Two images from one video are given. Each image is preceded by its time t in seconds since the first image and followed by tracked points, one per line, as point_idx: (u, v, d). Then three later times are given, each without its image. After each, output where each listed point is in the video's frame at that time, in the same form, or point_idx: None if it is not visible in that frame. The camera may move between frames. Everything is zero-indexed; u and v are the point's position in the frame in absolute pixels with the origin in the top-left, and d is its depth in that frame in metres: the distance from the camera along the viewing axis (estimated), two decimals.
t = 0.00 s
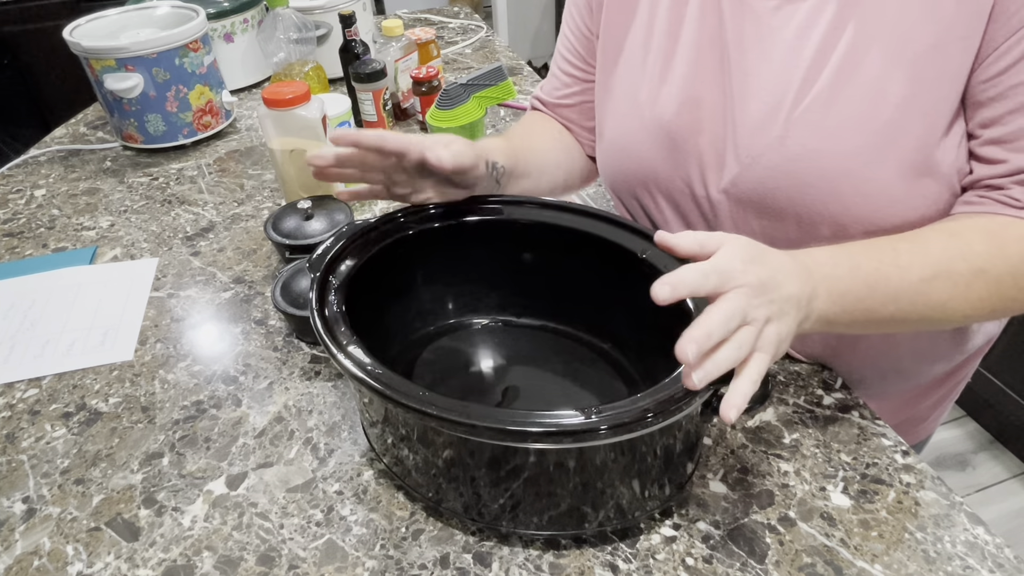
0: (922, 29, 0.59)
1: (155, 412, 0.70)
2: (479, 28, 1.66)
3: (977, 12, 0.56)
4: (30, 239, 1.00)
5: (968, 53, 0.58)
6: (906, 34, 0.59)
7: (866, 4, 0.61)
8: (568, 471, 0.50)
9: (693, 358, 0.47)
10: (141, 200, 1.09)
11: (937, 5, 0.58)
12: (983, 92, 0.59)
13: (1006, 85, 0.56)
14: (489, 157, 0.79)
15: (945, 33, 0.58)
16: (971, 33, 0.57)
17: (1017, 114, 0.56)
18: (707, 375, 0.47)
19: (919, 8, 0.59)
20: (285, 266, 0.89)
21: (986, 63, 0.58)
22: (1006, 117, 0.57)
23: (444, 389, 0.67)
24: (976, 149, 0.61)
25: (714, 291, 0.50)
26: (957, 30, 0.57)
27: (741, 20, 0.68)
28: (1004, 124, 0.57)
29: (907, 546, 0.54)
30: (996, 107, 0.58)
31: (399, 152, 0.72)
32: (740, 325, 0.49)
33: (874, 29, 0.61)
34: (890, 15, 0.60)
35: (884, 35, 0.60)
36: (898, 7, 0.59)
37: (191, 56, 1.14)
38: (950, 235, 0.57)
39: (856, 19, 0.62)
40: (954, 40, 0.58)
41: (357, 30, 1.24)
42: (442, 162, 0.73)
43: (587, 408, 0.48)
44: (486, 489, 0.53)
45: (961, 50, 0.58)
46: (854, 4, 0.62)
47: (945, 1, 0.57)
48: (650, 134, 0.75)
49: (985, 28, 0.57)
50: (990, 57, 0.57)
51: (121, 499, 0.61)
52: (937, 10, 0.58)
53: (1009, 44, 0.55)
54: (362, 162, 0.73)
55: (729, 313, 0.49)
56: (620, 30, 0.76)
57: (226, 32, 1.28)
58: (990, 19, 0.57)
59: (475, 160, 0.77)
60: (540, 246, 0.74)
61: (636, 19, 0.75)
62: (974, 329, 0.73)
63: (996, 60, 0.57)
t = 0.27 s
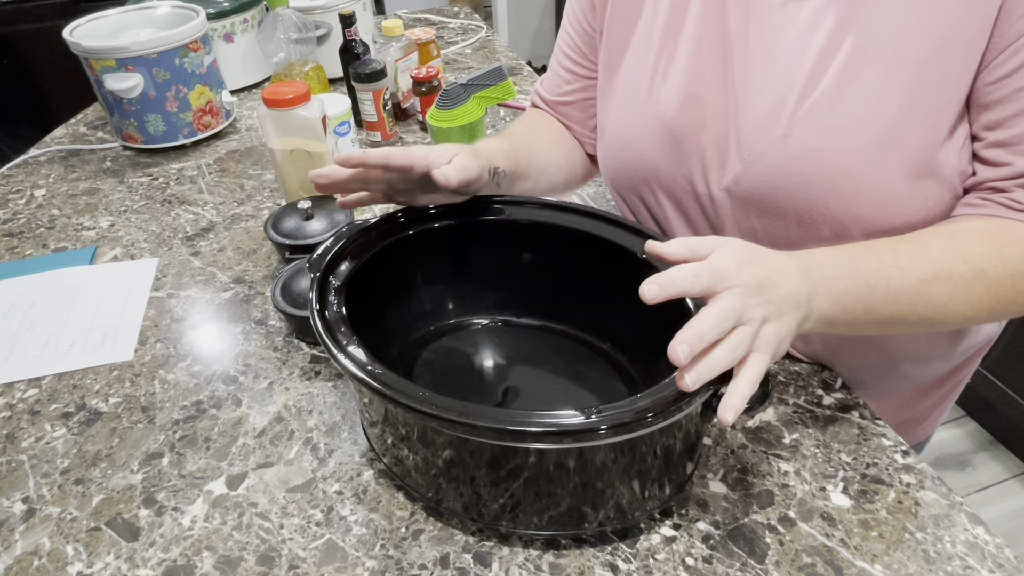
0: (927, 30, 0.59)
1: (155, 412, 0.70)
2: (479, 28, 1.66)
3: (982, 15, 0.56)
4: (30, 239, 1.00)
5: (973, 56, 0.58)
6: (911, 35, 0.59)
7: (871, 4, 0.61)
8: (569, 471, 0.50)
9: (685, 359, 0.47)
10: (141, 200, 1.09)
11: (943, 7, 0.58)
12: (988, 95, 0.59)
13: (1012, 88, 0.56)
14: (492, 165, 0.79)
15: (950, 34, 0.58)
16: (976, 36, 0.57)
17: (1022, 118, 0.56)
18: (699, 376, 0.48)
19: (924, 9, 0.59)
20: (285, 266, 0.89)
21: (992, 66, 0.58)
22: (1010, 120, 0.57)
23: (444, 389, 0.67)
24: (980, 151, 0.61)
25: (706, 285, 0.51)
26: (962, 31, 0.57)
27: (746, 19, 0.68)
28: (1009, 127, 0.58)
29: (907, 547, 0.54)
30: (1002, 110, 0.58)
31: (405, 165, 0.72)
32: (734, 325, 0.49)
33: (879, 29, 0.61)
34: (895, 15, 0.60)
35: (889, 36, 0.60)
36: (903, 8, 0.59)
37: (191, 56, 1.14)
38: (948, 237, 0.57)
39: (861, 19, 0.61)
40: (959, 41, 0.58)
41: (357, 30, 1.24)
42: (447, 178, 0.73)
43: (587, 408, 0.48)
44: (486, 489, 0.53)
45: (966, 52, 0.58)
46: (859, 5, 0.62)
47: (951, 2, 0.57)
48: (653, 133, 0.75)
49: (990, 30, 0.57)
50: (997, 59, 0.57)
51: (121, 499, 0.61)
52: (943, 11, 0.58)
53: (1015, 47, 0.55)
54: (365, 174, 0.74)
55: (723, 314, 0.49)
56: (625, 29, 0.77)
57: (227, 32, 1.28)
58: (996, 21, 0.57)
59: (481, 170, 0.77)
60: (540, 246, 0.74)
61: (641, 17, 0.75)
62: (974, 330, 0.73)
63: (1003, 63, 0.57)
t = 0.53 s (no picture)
0: (927, 28, 0.59)
1: (155, 412, 0.70)
2: (479, 28, 1.66)
3: (982, 13, 0.56)
4: (30, 239, 1.00)
5: (973, 53, 0.58)
6: (911, 34, 0.59)
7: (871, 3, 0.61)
8: (569, 471, 0.50)
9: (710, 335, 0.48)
10: (141, 200, 1.09)
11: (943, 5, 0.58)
12: (989, 92, 0.58)
13: (1012, 85, 0.56)
14: (502, 169, 0.79)
15: (950, 32, 0.58)
16: (976, 34, 0.57)
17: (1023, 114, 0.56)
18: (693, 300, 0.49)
19: (924, 7, 0.59)
20: (285, 266, 0.89)
21: (991, 63, 0.58)
22: (1011, 118, 0.57)
23: (445, 388, 0.67)
24: (981, 149, 0.61)
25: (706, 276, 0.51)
26: (962, 30, 0.57)
27: (745, 17, 0.68)
28: (1009, 124, 0.57)
29: (907, 547, 0.54)
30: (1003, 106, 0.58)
31: (428, 160, 0.71)
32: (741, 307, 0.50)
33: (880, 28, 0.61)
34: (895, 13, 0.60)
35: (889, 35, 0.60)
36: (902, 7, 0.59)
37: (191, 56, 1.14)
38: (936, 231, 0.57)
39: (861, 18, 0.61)
40: (959, 40, 0.58)
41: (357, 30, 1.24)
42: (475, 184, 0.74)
43: (587, 408, 0.48)
44: (486, 489, 0.53)
45: (966, 51, 0.58)
46: (859, 4, 0.62)
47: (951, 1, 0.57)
48: (653, 132, 0.75)
49: (990, 28, 0.57)
50: (997, 56, 0.57)
51: (121, 499, 0.61)
52: (943, 9, 0.58)
53: (1015, 44, 0.55)
54: (383, 157, 0.71)
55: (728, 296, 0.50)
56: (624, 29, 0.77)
57: (226, 32, 1.28)
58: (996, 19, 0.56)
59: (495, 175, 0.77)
60: (540, 246, 0.74)
61: (641, 17, 0.75)
62: (974, 330, 0.73)
63: (1002, 60, 0.56)
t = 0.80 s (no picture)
0: (925, 27, 0.59)
1: (155, 412, 0.70)
2: (479, 28, 1.66)
3: (980, 11, 0.56)
4: (30, 239, 1.00)
5: (971, 52, 0.58)
6: (909, 33, 0.59)
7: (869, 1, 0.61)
8: (568, 471, 0.50)
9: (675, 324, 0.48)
10: (141, 200, 1.09)
11: (941, 3, 0.58)
12: (987, 91, 0.59)
13: (1010, 83, 0.56)
14: (497, 172, 0.80)
15: (949, 31, 0.58)
16: (973, 33, 0.57)
17: (1021, 112, 0.56)
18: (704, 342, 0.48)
19: (922, 6, 0.59)
20: (285, 266, 0.89)
21: (990, 61, 0.58)
22: (1010, 116, 0.57)
23: (445, 389, 0.67)
24: (979, 147, 0.61)
25: (688, 273, 0.52)
26: (961, 28, 0.57)
27: (744, 16, 0.68)
28: (1008, 122, 0.57)
29: (907, 547, 0.54)
30: (1000, 104, 0.58)
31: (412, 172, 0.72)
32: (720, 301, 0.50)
33: (878, 27, 0.61)
34: (894, 12, 0.60)
35: (887, 33, 0.60)
36: (901, 6, 0.59)
37: (191, 56, 1.14)
38: (942, 230, 0.57)
39: (860, 16, 0.61)
40: (958, 38, 0.58)
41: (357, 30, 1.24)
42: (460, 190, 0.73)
43: (587, 409, 0.48)
44: (486, 489, 0.53)
45: (964, 49, 0.58)
46: (858, 3, 0.62)
47: None
48: (652, 132, 0.75)
49: (987, 27, 0.57)
50: (994, 55, 0.57)
51: (121, 499, 0.61)
52: (942, 8, 0.58)
53: (1013, 42, 0.55)
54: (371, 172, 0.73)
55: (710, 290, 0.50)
56: (623, 28, 0.77)
57: (226, 32, 1.28)
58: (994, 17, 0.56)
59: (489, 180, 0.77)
60: (540, 246, 0.74)
61: (640, 16, 0.75)
62: (973, 329, 0.73)
63: (1000, 58, 0.56)
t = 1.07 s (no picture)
0: (925, 27, 0.59)
1: (155, 412, 0.70)
2: (479, 28, 1.66)
3: (980, 11, 0.56)
4: (30, 239, 1.00)
5: (971, 52, 0.58)
6: (909, 33, 0.59)
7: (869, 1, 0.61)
8: (568, 471, 0.50)
9: (700, 382, 0.46)
10: (141, 200, 1.09)
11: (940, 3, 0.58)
12: (987, 91, 0.59)
13: (1011, 83, 0.56)
14: (495, 169, 0.80)
15: (949, 31, 0.58)
16: (973, 33, 0.57)
17: (1021, 112, 0.56)
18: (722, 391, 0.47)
19: (922, 5, 0.59)
20: (285, 266, 0.89)
21: (990, 61, 0.58)
22: (1010, 116, 0.57)
23: (445, 388, 0.67)
24: (979, 147, 0.61)
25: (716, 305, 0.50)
26: (961, 27, 0.57)
27: (744, 16, 0.68)
28: (1008, 122, 0.57)
29: (907, 547, 0.54)
30: (1001, 104, 0.58)
31: (404, 168, 0.72)
32: (740, 335, 0.49)
33: (878, 27, 0.61)
34: (893, 12, 0.60)
35: (887, 33, 0.60)
36: (900, 6, 0.59)
37: (191, 56, 1.14)
38: (951, 231, 0.57)
39: (860, 16, 0.61)
40: (957, 37, 0.58)
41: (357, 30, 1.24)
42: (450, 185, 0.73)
43: (587, 408, 0.48)
44: (486, 489, 0.53)
45: (964, 49, 0.58)
46: (858, 3, 0.62)
47: None
48: (652, 132, 0.75)
49: (987, 26, 0.57)
50: (994, 55, 0.57)
51: (121, 499, 0.61)
52: (942, 7, 0.58)
53: (1013, 42, 0.55)
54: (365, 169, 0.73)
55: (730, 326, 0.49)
56: (623, 28, 0.77)
57: (227, 32, 1.28)
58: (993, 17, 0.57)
59: (485, 177, 0.77)
60: (540, 245, 0.74)
61: (640, 16, 0.75)
62: (972, 328, 0.73)
63: (1001, 57, 0.57)
